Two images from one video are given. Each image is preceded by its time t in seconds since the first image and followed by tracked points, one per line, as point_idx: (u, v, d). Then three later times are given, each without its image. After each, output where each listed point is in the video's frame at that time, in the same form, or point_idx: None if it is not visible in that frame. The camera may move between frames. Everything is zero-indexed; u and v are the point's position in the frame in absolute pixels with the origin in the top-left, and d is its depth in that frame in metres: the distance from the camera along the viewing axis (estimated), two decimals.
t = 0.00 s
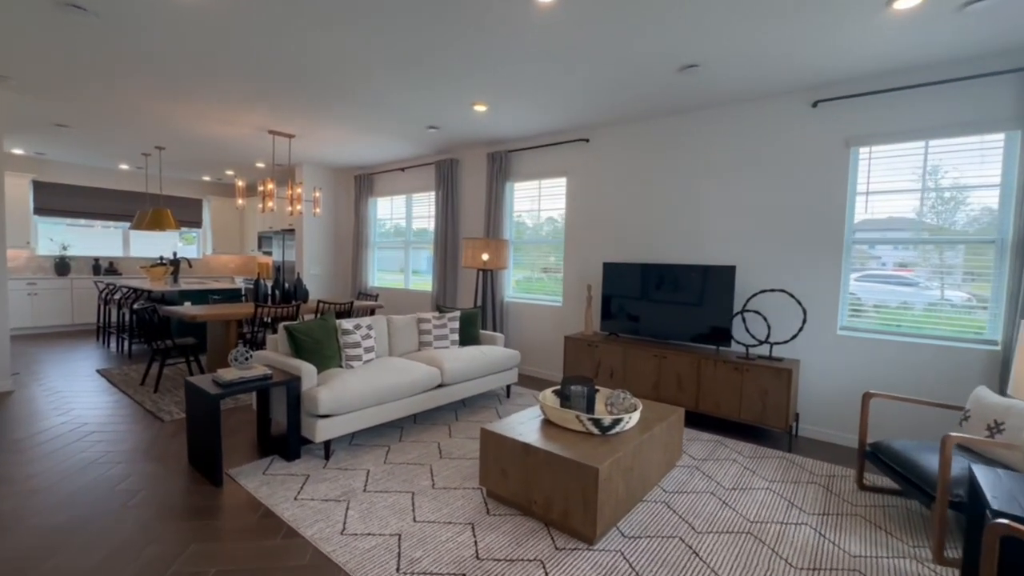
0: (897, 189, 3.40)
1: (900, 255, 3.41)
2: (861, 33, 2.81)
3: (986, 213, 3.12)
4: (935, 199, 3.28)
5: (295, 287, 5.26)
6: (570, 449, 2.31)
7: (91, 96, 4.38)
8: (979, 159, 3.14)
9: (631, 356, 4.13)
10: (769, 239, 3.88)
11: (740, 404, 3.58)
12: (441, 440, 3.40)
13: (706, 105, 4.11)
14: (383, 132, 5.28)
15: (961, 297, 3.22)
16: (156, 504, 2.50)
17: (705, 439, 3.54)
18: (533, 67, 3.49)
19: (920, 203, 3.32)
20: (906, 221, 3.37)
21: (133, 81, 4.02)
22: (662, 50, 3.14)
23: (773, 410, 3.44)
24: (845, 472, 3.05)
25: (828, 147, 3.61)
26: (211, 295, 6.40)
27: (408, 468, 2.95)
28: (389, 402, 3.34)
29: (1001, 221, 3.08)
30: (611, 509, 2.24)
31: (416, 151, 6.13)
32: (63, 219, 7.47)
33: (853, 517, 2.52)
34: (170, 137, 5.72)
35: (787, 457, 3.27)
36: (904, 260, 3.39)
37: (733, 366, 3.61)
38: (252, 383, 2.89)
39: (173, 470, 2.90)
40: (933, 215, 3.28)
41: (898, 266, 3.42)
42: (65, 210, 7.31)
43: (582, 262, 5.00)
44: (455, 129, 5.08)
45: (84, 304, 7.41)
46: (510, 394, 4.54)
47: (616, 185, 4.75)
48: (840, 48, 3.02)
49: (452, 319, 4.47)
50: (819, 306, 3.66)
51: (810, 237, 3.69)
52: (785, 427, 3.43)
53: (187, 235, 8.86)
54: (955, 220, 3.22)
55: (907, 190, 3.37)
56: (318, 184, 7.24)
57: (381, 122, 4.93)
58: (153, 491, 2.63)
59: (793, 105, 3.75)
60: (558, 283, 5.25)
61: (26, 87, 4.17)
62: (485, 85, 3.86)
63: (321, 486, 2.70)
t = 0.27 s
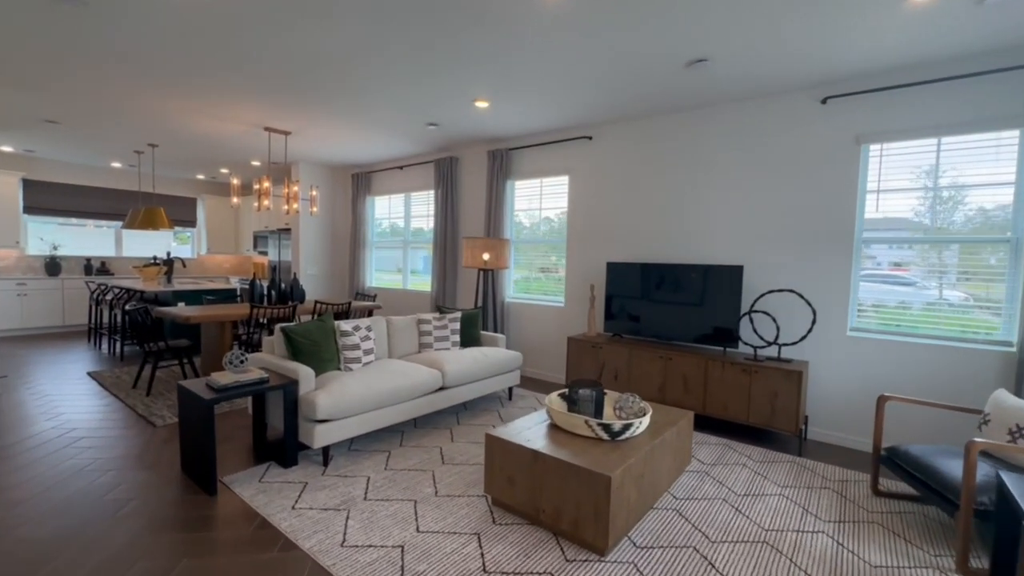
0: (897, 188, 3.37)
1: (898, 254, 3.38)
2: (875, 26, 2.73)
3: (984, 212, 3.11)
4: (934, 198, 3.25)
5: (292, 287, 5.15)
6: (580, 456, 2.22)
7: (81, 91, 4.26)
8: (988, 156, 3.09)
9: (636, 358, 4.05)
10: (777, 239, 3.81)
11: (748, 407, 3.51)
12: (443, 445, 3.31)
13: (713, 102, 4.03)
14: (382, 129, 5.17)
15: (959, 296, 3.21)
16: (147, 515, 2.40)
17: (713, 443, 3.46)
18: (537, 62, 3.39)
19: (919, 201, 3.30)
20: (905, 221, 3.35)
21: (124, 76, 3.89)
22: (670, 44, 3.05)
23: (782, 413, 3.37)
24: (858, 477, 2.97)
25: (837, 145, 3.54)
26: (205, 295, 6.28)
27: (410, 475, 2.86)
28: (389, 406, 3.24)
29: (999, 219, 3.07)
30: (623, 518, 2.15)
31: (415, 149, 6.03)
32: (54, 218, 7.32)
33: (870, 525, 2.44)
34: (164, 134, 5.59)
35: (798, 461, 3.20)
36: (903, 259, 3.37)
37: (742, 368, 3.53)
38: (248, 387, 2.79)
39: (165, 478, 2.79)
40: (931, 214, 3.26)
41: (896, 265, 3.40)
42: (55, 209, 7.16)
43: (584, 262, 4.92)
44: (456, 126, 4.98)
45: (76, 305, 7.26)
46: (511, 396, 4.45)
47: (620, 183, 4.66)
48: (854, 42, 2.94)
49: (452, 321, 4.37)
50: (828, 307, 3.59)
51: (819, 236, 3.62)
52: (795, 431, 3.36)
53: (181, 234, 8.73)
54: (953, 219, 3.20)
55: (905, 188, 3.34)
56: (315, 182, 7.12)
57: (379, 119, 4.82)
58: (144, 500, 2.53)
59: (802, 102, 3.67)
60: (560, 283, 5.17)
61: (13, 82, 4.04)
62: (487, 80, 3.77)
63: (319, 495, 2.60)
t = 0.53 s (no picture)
0: (894, 187, 3.36)
1: (894, 254, 3.38)
2: (886, 19, 2.67)
3: (978, 211, 3.11)
4: (930, 197, 3.25)
5: (286, 286, 5.04)
6: (587, 461, 2.14)
7: (67, 85, 4.13)
8: (993, 153, 3.05)
9: (639, 358, 3.98)
10: (782, 237, 3.74)
11: (754, 408, 3.44)
12: (443, 449, 3.22)
13: (716, 98, 3.96)
14: (379, 125, 5.07)
15: (953, 295, 3.21)
16: (134, 525, 2.29)
17: (718, 445, 3.40)
18: (538, 57, 3.31)
19: (915, 200, 3.29)
20: (900, 221, 3.35)
21: (111, 70, 3.77)
22: (674, 38, 2.97)
23: (789, 414, 3.30)
24: (868, 479, 2.91)
25: (843, 142, 3.48)
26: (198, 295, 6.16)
27: (409, 480, 2.77)
28: (387, 408, 3.15)
29: (992, 218, 3.07)
30: (632, 526, 2.08)
31: (412, 146, 5.93)
32: (42, 216, 7.17)
33: (883, 530, 2.38)
34: (154, 131, 5.47)
35: (805, 463, 3.14)
36: (898, 259, 3.36)
37: (747, 369, 3.47)
38: (241, 389, 2.69)
39: (155, 485, 2.69)
40: (926, 213, 3.26)
41: (890, 264, 3.39)
42: (43, 207, 7.01)
43: (585, 261, 4.84)
44: (454, 123, 4.89)
45: (65, 305, 7.12)
46: (511, 398, 4.37)
47: (621, 181, 4.59)
48: (863, 37, 2.87)
49: (451, 320, 4.29)
50: (835, 306, 3.53)
51: (825, 235, 3.56)
52: (802, 432, 3.29)
53: (174, 234, 8.60)
54: (948, 218, 3.20)
55: (902, 187, 3.33)
56: (310, 180, 7.01)
57: (375, 115, 4.72)
58: (131, 509, 2.42)
59: (807, 98, 3.61)
60: (560, 282, 5.09)
61: None
62: (486, 76, 3.68)
63: (315, 502, 2.51)
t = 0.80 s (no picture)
0: (889, 187, 3.35)
1: (887, 254, 3.38)
2: (891, 17, 2.62)
3: (970, 211, 3.11)
4: (923, 197, 3.24)
5: (280, 287, 4.95)
6: (590, 468, 2.08)
7: (52, 81, 4.02)
8: (997, 153, 3.01)
9: (639, 359, 3.93)
10: (783, 237, 3.70)
11: (756, 410, 3.40)
12: (441, 453, 3.16)
13: (716, 97, 3.91)
14: (374, 123, 4.99)
15: (950, 296, 3.20)
16: (120, 536, 2.21)
17: (720, 448, 3.35)
18: (536, 54, 3.24)
19: (909, 200, 3.29)
20: (893, 221, 3.35)
21: (97, 66, 3.67)
22: (676, 36, 2.92)
23: (792, 416, 3.26)
24: (872, 483, 2.88)
25: (845, 141, 3.44)
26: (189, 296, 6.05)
27: (406, 486, 2.71)
28: (383, 412, 3.08)
29: (982, 218, 3.08)
30: (637, 534, 2.02)
31: (408, 145, 5.84)
32: (29, 216, 7.03)
33: (890, 535, 2.34)
34: (143, 128, 5.35)
35: (808, 466, 3.10)
36: (891, 259, 3.36)
37: (749, 371, 3.42)
38: (234, 395, 2.61)
39: (143, 493, 2.60)
40: (919, 213, 3.26)
41: (883, 264, 3.40)
42: (30, 206, 6.86)
43: (583, 261, 4.78)
44: (450, 121, 4.81)
45: (53, 306, 6.98)
46: (510, 400, 4.30)
47: (620, 180, 4.54)
48: (867, 35, 2.83)
49: (448, 321, 4.22)
50: (837, 307, 3.49)
51: (826, 235, 3.52)
52: (804, 435, 3.25)
53: (165, 234, 8.44)
54: (941, 218, 3.20)
55: (896, 188, 3.33)
56: (304, 178, 6.91)
57: (370, 112, 4.64)
58: (118, 519, 2.34)
59: (809, 96, 3.57)
60: (558, 282, 5.03)
61: None
62: (484, 73, 3.61)
63: (310, 510, 2.44)
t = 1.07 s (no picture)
0: (882, 187, 3.36)
1: (880, 253, 3.38)
2: (891, 16, 2.60)
3: (960, 211, 3.12)
4: (918, 196, 3.25)
5: (272, 287, 4.88)
6: (590, 472, 2.04)
7: (38, 77, 3.92)
8: (994, 153, 3.01)
9: (636, 360, 3.90)
10: (781, 237, 3.69)
11: (755, 411, 3.38)
12: (437, 456, 3.11)
13: (713, 96, 3.89)
14: (368, 122, 4.93)
15: (947, 296, 3.19)
16: (106, 544, 2.15)
17: (718, 449, 3.33)
18: (533, 52, 3.19)
19: (902, 200, 3.29)
20: (886, 222, 3.36)
21: (84, 61, 3.58)
22: (674, 35, 2.88)
23: (791, 417, 3.24)
24: (871, 484, 2.86)
25: (842, 141, 3.43)
26: (179, 297, 5.96)
27: (402, 490, 2.66)
28: (379, 415, 3.03)
29: (972, 218, 3.09)
30: (638, 539, 1.98)
31: (403, 144, 5.79)
32: (16, 215, 6.89)
33: (891, 536, 2.33)
34: (133, 126, 5.26)
35: (807, 468, 3.08)
36: (884, 259, 3.37)
37: (747, 371, 3.40)
38: (225, 398, 2.55)
39: (131, 499, 2.53)
40: (911, 213, 3.27)
41: (875, 264, 3.40)
42: (17, 205, 6.73)
43: (580, 262, 4.75)
44: (446, 119, 4.76)
45: (41, 307, 6.85)
46: (506, 401, 4.26)
47: (617, 179, 4.51)
48: (867, 34, 2.81)
49: (444, 322, 4.17)
50: (835, 307, 3.48)
51: (824, 235, 3.51)
52: (802, 436, 3.24)
53: (155, 234, 8.39)
54: (933, 218, 3.20)
55: (889, 188, 3.34)
56: (297, 177, 6.83)
57: (365, 111, 4.58)
58: (105, 526, 2.27)
59: (806, 96, 3.56)
60: (554, 282, 4.99)
61: None
62: (480, 71, 3.56)
63: (304, 515, 2.38)
